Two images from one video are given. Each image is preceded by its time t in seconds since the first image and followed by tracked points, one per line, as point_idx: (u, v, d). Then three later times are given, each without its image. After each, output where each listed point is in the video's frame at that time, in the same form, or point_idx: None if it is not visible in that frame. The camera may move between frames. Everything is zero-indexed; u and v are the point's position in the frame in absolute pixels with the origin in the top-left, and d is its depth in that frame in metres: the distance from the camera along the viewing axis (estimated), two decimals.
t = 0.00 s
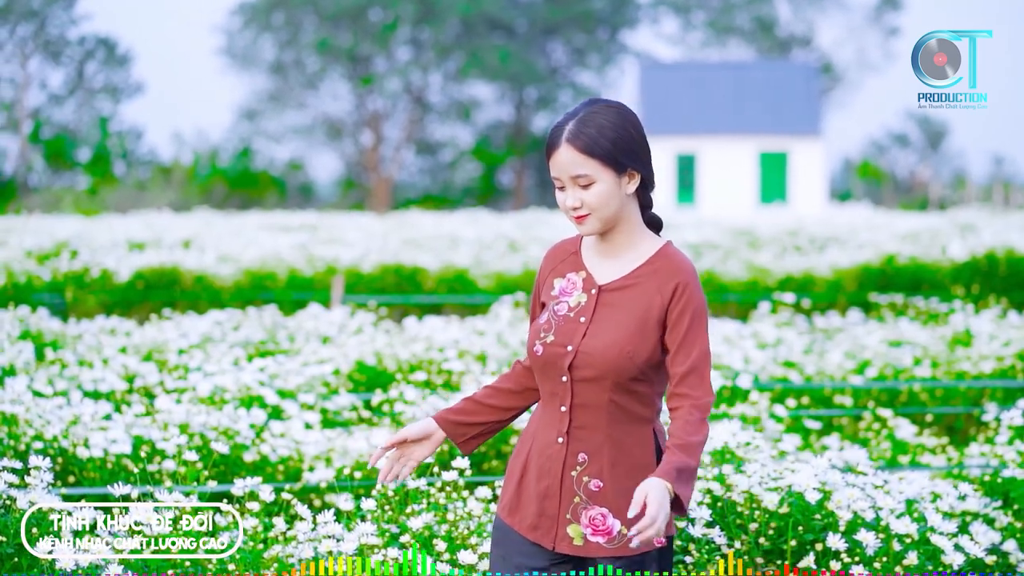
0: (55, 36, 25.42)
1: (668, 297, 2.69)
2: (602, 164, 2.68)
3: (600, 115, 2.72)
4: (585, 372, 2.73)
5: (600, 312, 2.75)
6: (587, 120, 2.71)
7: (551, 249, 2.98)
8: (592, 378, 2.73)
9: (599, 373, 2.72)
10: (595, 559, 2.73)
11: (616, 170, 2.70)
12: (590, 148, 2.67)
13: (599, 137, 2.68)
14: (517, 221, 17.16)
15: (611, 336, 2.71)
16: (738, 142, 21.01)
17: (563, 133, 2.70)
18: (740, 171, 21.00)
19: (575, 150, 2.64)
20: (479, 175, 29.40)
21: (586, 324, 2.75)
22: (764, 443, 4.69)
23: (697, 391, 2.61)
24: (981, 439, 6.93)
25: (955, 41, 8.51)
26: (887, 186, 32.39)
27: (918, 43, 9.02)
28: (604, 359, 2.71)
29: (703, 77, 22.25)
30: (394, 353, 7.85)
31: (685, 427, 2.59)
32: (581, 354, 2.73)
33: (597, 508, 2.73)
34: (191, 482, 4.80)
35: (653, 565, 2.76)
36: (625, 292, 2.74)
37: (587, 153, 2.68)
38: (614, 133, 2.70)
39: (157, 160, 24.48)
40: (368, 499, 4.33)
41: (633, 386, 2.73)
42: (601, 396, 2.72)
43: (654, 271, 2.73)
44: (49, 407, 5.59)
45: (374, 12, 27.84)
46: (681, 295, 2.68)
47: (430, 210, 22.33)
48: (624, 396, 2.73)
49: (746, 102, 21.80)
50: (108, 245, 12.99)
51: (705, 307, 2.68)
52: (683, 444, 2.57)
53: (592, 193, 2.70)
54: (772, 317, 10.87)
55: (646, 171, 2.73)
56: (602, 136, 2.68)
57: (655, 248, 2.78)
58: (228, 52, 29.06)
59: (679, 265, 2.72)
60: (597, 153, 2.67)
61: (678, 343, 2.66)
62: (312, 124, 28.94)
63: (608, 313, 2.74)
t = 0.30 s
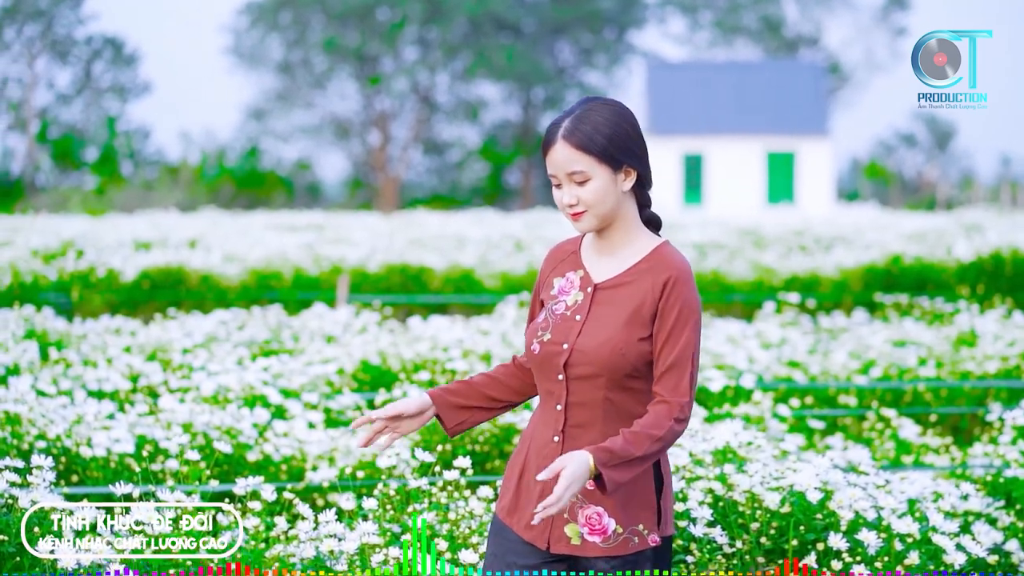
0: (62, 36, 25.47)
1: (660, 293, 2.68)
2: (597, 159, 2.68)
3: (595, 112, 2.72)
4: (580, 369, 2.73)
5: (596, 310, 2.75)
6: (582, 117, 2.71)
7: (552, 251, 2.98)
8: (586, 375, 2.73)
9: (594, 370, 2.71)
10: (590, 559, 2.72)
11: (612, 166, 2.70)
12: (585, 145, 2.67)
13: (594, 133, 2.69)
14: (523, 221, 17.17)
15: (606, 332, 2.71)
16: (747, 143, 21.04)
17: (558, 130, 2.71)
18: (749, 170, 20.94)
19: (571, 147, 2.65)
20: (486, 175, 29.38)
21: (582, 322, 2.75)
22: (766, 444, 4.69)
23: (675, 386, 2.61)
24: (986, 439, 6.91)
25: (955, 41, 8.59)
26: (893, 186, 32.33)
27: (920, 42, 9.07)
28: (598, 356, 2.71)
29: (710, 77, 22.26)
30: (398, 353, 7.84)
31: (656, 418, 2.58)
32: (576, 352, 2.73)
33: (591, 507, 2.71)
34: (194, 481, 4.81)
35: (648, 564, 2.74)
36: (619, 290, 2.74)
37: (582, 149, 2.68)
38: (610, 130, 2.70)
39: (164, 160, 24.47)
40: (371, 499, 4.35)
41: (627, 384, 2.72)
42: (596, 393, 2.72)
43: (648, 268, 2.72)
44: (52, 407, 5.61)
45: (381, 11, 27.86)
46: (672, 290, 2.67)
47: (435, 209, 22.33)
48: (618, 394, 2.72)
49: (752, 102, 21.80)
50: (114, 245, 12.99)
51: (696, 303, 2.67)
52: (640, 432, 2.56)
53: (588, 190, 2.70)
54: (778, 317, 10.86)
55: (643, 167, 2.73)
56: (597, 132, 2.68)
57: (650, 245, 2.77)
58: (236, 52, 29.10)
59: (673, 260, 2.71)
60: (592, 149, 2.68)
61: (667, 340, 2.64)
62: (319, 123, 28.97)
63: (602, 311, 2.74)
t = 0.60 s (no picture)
0: (71, 36, 25.56)
1: (653, 289, 2.68)
2: (590, 157, 2.68)
3: (590, 110, 2.71)
4: (575, 366, 2.74)
5: (591, 307, 2.75)
6: (576, 115, 2.71)
7: (551, 247, 2.99)
8: (581, 372, 2.73)
9: (588, 367, 2.72)
10: (587, 556, 2.72)
11: (606, 164, 2.70)
12: (578, 142, 2.67)
13: (588, 131, 2.68)
14: (530, 221, 17.16)
15: (601, 330, 2.71)
16: (754, 142, 21.02)
17: (553, 127, 2.71)
18: (757, 170, 20.91)
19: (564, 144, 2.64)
20: (494, 175, 29.34)
21: (577, 318, 2.75)
22: (773, 443, 4.69)
23: (663, 377, 2.62)
24: (993, 438, 6.90)
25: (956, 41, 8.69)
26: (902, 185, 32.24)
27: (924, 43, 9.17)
28: (592, 353, 2.71)
29: (718, 76, 22.25)
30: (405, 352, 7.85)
31: (644, 407, 2.59)
32: (571, 349, 2.74)
33: (589, 504, 2.72)
34: (200, 480, 4.83)
35: (647, 563, 2.76)
36: (614, 287, 2.74)
37: (576, 146, 2.68)
38: (604, 127, 2.70)
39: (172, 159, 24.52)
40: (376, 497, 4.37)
41: (621, 379, 2.73)
42: (590, 389, 2.73)
43: (643, 264, 2.72)
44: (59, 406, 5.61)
45: (390, 11, 27.85)
46: (667, 285, 2.67)
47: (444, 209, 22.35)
48: (612, 390, 2.73)
49: (760, 101, 21.77)
50: (122, 245, 13.00)
51: (689, 299, 2.67)
52: (617, 413, 2.58)
53: (581, 188, 2.70)
54: (786, 316, 10.85)
55: (637, 165, 2.72)
56: (590, 129, 2.68)
57: (645, 243, 2.77)
58: (244, 52, 29.14)
59: (667, 256, 2.71)
60: (585, 146, 2.68)
61: (659, 337, 2.64)
62: (327, 123, 28.98)
63: (597, 307, 2.74)
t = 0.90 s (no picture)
0: (83, 36, 25.67)
1: (644, 285, 2.69)
2: (586, 152, 2.70)
3: (589, 106, 2.73)
4: (566, 364, 2.75)
5: (583, 304, 2.76)
6: (575, 110, 2.73)
7: (544, 248, 3.00)
8: (573, 370, 2.75)
9: (580, 363, 2.73)
10: (584, 553, 2.73)
11: (600, 160, 2.71)
12: (575, 136, 2.69)
13: (585, 126, 2.70)
14: (541, 221, 17.16)
15: (592, 327, 2.72)
16: (766, 142, 21.02)
17: (551, 121, 2.73)
18: (768, 170, 20.92)
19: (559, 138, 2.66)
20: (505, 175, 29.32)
21: (569, 316, 2.76)
22: (783, 444, 4.70)
23: (652, 371, 2.63)
24: (1004, 438, 6.88)
25: (954, 41, 8.82)
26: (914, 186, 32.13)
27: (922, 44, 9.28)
28: (584, 350, 2.73)
29: (730, 76, 22.24)
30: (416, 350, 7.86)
31: (632, 398, 2.62)
32: (563, 346, 2.75)
33: (585, 501, 2.73)
34: (211, 479, 4.85)
35: (644, 561, 2.75)
36: (604, 284, 2.75)
37: (573, 141, 2.70)
38: (601, 124, 2.71)
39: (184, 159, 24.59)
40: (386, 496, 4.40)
41: (613, 377, 2.73)
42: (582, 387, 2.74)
43: (633, 260, 2.73)
44: (69, 406, 5.65)
45: (401, 12, 27.88)
46: (658, 280, 2.68)
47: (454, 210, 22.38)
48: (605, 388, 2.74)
49: (770, 100, 21.74)
50: (134, 245, 13.03)
51: (679, 295, 2.68)
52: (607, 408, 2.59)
53: (574, 182, 2.71)
54: (798, 316, 10.84)
55: (632, 163, 2.73)
56: (587, 125, 2.70)
57: (637, 240, 2.78)
58: (256, 52, 29.20)
59: (657, 252, 2.71)
60: (581, 142, 2.69)
61: (648, 333, 2.65)
62: (338, 124, 29.02)
63: (589, 304, 2.75)
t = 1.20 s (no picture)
0: (96, 36, 25.80)
1: (629, 283, 2.70)
2: (579, 148, 2.72)
3: (587, 103, 2.75)
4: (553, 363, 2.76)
5: (569, 303, 2.77)
6: (573, 105, 2.75)
7: (529, 249, 3.01)
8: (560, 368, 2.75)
9: (566, 361, 2.74)
10: (577, 551, 2.74)
11: (592, 157, 2.73)
12: (570, 131, 2.72)
13: (581, 121, 2.73)
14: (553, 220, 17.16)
15: (577, 325, 2.73)
16: (778, 142, 20.99)
17: (548, 114, 2.76)
18: (780, 170, 20.88)
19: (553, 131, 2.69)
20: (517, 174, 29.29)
21: (556, 314, 2.77)
22: (795, 442, 4.70)
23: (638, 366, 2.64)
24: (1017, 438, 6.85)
25: (955, 41, 8.89)
26: (927, 185, 31.99)
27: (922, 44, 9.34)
28: (570, 349, 2.74)
29: (742, 75, 22.19)
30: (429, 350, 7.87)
31: (615, 393, 2.64)
32: (549, 346, 2.76)
33: (576, 499, 2.74)
34: (223, 477, 4.87)
35: (638, 558, 2.76)
36: (590, 282, 2.75)
37: (567, 135, 2.72)
38: (596, 121, 2.74)
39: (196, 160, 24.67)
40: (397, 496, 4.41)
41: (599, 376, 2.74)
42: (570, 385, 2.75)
43: (618, 258, 2.74)
44: (81, 405, 5.67)
45: (414, 11, 27.89)
46: (643, 277, 2.69)
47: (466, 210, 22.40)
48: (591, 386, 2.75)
49: (783, 99, 21.68)
50: (146, 245, 13.07)
51: (665, 290, 2.69)
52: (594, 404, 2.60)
53: (564, 176, 2.74)
54: (809, 315, 10.83)
55: (622, 162, 2.75)
56: (583, 121, 2.72)
57: (622, 237, 2.79)
58: (268, 52, 29.27)
59: (642, 249, 2.72)
60: (576, 137, 2.72)
61: (634, 330, 2.67)
62: (350, 123, 29.07)
63: (575, 303, 2.76)
